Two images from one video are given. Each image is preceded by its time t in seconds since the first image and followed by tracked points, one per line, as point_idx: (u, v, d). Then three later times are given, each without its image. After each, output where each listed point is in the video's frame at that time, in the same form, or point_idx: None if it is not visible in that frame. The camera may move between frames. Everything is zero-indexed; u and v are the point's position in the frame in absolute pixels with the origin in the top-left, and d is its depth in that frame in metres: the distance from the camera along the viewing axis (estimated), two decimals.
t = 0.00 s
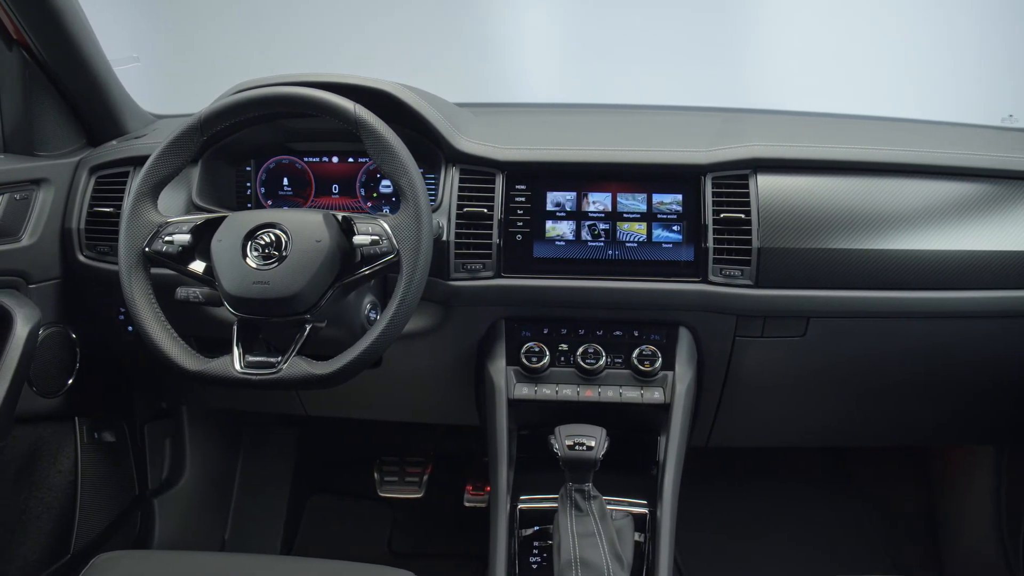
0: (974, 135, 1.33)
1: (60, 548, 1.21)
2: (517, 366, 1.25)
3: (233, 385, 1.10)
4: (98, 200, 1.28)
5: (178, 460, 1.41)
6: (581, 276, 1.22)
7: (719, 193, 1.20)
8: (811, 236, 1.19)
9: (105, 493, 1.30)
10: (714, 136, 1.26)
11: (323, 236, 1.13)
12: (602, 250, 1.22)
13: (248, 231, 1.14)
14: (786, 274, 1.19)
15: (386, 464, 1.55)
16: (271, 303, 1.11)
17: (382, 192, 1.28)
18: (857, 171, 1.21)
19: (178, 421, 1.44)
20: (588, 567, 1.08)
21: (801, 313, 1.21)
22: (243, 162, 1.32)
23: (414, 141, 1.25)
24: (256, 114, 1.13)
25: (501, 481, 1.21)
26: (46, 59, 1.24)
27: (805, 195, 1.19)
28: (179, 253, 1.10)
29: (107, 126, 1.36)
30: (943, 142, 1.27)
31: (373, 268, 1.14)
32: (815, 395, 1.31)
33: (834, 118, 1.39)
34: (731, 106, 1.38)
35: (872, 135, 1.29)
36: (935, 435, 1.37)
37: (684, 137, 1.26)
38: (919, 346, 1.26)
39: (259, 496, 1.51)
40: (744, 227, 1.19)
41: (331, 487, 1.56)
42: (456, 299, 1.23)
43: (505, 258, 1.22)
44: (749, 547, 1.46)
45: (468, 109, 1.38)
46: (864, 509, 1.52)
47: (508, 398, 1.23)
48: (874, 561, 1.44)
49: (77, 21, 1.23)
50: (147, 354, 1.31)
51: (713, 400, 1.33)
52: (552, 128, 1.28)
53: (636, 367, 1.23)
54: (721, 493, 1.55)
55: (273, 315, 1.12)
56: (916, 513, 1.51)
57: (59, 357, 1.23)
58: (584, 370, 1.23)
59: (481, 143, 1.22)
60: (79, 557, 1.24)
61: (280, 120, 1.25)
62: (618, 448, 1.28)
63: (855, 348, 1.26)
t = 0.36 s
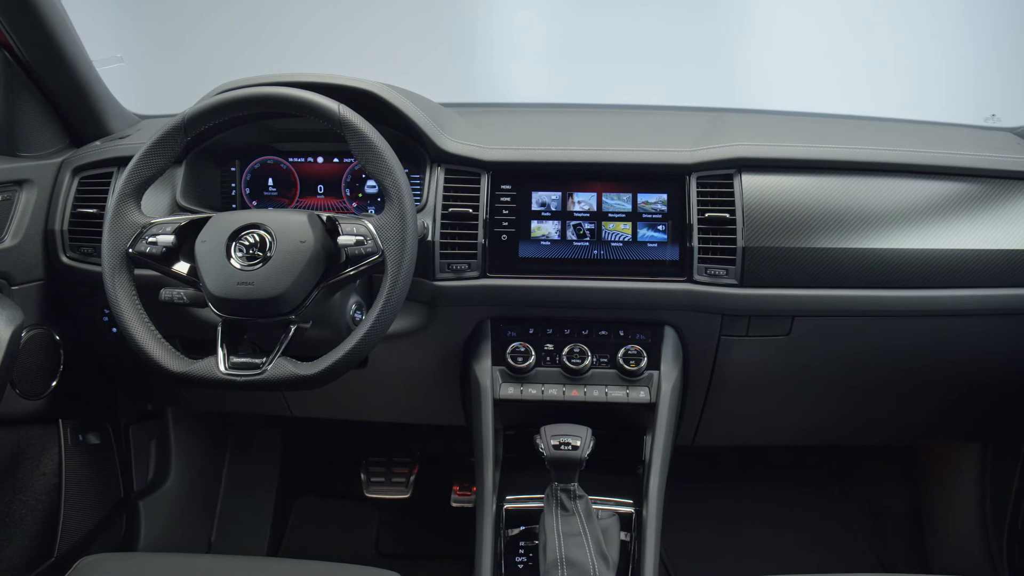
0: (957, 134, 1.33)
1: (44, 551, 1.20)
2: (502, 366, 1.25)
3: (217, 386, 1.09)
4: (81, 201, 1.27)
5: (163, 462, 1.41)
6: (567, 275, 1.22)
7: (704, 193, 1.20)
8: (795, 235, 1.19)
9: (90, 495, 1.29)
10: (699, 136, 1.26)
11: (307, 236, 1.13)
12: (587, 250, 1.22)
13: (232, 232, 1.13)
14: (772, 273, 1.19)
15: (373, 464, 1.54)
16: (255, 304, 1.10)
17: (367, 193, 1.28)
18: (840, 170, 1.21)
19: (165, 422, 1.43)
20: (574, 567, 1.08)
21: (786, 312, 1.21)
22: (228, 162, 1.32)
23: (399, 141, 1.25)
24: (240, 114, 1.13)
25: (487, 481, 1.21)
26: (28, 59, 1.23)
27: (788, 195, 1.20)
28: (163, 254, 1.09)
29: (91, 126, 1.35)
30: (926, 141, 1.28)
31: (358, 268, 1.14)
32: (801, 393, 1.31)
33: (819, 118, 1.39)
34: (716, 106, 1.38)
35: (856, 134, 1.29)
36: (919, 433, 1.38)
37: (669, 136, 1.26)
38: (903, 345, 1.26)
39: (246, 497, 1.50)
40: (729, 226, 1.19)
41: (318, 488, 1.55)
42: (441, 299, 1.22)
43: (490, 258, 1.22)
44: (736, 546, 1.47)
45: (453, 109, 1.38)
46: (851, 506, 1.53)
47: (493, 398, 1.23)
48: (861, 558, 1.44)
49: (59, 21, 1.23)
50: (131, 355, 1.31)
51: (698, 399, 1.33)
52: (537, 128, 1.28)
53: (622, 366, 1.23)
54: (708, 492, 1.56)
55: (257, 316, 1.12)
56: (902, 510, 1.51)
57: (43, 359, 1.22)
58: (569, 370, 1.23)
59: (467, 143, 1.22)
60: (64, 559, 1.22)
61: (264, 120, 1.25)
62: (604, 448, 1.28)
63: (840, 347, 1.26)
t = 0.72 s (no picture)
0: (940, 133, 1.34)
1: (28, 554, 1.18)
2: (488, 366, 1.25)
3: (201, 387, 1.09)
4: (64, 202, 1.27)
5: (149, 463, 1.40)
6: (552, 275, 1.22)
7: (688, 192, 1.20)
8: (779, 234, 1.19)
9: (75, 498, 1.28)
10: (683, 136, 1.26)
11: (292, 237, 1.13)
12: (572, 250, 1.22)
13: (215, 233, 1.13)
14: (756, 272, 1.20)
15: (360, 465, 1.54)
16: (239, 305, 1.10)
17: (352, 193, 1.28)
18: (823, 170, 1.21)
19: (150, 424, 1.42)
20: (559, 566, 1.08)
21: (771, 311, 1.21)
22: (212, 163, 1.31)
23: (384, 141, 1.25)
24: (224, 114, 1.13)
25: (473, 482, 1.21)
26: (9, 59, 1.20)
27: (772, 194, 1.20)
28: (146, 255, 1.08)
29: (74, 127, 1.34)
30: (909, 140, 1.29)
31: (342, 269, 1.14)
32: (786, 392, 1.32)
33: (803, 117, 1.40)
34: (700, 106, 1.38)
35: (840, 133, 1.29)
36: (905, 430, 1.39)
37: (653, 136, 1.26)
38: (888, 343, 1.27)
39: (233, 499, 1.50)
40: (713, 226, 1.19)
41: (306, 489, 1.55)
42: (427, 299, 1.22)
43: (475, 257, 1.22)
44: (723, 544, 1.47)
45: (438, 109, 1.38)
46: (837, 504, 1.53)
47: (479, 398, 1.23)
48: (847, 556, 1.45)
49: (41, 21, 1.22)
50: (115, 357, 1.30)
51: (684, 399, 1.33)
52: (521, 129, 1.28)
53: (607, 366, 1.23)
54: (695, 491, 1.56)
55: (241, 317, 1.11)
56: (888, 508, 1.52)
57: (26, 361, 1.21)
58: (555, 370, 1.23)
59: (452, 143, 1.22)
60: (48, 563, 1.22)
61: (248, 120, 1.24)
62: (590, 448, 1.28)
63: (825, 346, 1.27)
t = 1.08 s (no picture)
0: (923, 133, 1.35)
1: (10, 557, 1.17)
2: (473, 366, 1.25)
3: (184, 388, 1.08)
4: (46, 203, 1.26)
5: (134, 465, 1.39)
6: (537, 275, 1.22)
7: (673, 192, 1.20)
8: (763, 233, 1.20)
9: (59, 500, 1.26)
10: (668, 135, 1.26)
11: (275, 238, 1.12)
12: (557, 250, 1.22)
13: (198, 234, 1.12)
14: (741, 271, 1.20)
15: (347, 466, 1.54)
16: (223, 306, 1.10)
17: (337, 194, 1.28)
18: (807, 169, 1.22)
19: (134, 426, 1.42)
20: (545, 566, 1.07)
21: (755, 310, 1.22)
22: (196, 163, 1.31)
23: (368, 141, 1.25)
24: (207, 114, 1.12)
25: (458, 482, 1.21)
26: None
27: (756, 193, 1.20)
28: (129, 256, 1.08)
29: (57, 127, 1.33)
30: (892, 139, 1.29)
31: (326, 270, 1.13)
32: (770, 391, 1.32)
33: (788, 117, 1.40)
34: (685, 105, 1.39)
35: (824, 133, 1.30)
36: (890, 428, 1.39)
37: (638, 136, 1.26)
38: (872, 342, 1.27)
39: (219, 501, 1.49)
40: (698, 225, 1.20)
41: (292, 490, 1.54)
42: (411, 300, 1.22)
43: (460, 257, 1.22)
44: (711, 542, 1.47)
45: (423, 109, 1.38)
46: (823, 503, 1.54)
47: (464, 398, 1.23)
48: (833, 553, 1.45)
49: (22, 20, 1.21)
50: (99, 359, 1.29)
51: (669, 398, 1.34)
52: (506, 129, 1.28)
53: (592, 366, 1.23)
54: (682, 490, 1.56)
55: (225, 318, 1.11)
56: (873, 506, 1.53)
57: (8, 363, 1.21)
58: (540, 369, 1.23)
59: (436, 143, 1.22)
60: (31, 566, 1.21)
61: (232, 120, 1.24)
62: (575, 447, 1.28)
63: (810, 345, 1.27)
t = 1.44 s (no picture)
0: (907, 132, 1.36)
1: None
2: (460, 366, 1.25)
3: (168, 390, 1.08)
4: (29, 204, 1.25)
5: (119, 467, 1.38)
6: (523, 275, 1.22)
7: (658, 191, 1.21)
8: (749, 233, 1.20)
9: (43, 502, 1.24)
10: (654, 135, 1.26)
11: (260, 239, 1.12)
12: (543, 249, 1.22)
13: (183, 235, 1.11)
14: (726, 270, 1.20)
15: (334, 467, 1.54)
16: (207, 307, 1.09)
17: (322, 194, 1.28)
18: (792, 169, 1.22)
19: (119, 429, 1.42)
20: (531, 566, 1.07)
21: (742, 308, 1.22)
22: (180, 164, 1.30)
23: (353, 141, 1.24)
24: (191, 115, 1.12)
25: (445, 482, 1.21)
26: None
27: (742, 193, 1.21)
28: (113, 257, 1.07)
29: (40, 127, 1.32)
30: (876, 139, 1.30)
31: (311, 270, 1.13)
32: (757, 390, 1.33)
33: (774, 116, 1.41)
34: (671, 105, 1.39)
35: (808, 132, 1.30)
36: (876, 426, 1.40)
37: (623, 136, 1.26)
38: (858, 341, 1.28)
39: (205, 503, 1.48)
40: (683, 225, 1.20)
41: (280, 492, 1.54)
42: (397, 300, 1.22)
43: (446, 258, 1.22)
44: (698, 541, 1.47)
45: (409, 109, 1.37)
46: (809, 501, 1.55)
47: (450, 398, 1.23)
48: (820, 551, 1.46)
49: (4, 20, 1.20)
50: (83, 361, 1.28)
51: (656, 397, 1.34)
52: (492, 128, 1.28)
53: (578, 365, 1.24)
54: (670, 489, 1.57)
55: (210, 319, 1.11)
56: (859, 504, 1.54)
57: None
58: (526, 369, 1.23)
59: (421, 143, 1.22)
60: (16, 567, 1.17)
61: (216, 120, 1.23)
62: (562, 447, 1.28)
63: (796, 344, 1.27)
